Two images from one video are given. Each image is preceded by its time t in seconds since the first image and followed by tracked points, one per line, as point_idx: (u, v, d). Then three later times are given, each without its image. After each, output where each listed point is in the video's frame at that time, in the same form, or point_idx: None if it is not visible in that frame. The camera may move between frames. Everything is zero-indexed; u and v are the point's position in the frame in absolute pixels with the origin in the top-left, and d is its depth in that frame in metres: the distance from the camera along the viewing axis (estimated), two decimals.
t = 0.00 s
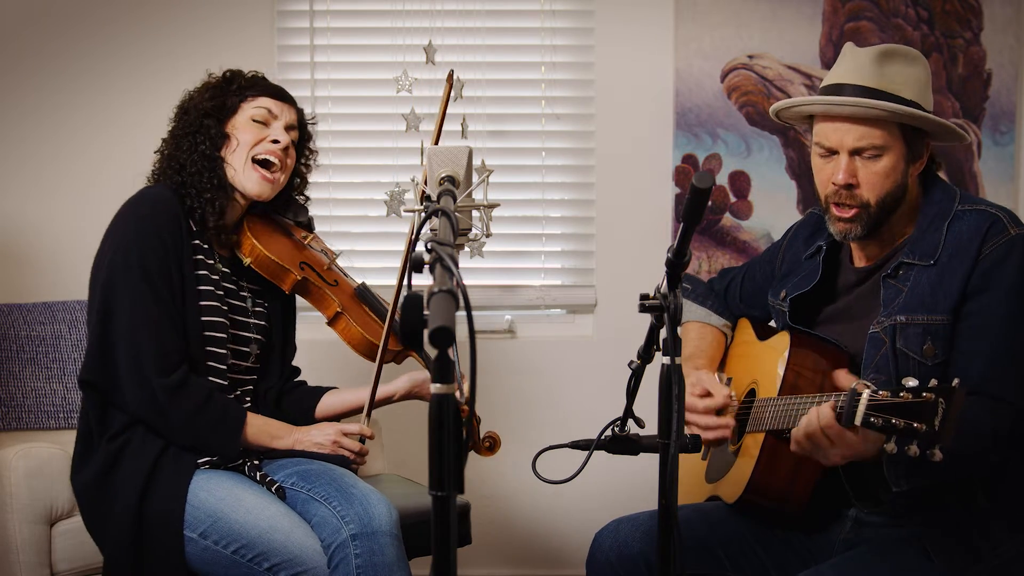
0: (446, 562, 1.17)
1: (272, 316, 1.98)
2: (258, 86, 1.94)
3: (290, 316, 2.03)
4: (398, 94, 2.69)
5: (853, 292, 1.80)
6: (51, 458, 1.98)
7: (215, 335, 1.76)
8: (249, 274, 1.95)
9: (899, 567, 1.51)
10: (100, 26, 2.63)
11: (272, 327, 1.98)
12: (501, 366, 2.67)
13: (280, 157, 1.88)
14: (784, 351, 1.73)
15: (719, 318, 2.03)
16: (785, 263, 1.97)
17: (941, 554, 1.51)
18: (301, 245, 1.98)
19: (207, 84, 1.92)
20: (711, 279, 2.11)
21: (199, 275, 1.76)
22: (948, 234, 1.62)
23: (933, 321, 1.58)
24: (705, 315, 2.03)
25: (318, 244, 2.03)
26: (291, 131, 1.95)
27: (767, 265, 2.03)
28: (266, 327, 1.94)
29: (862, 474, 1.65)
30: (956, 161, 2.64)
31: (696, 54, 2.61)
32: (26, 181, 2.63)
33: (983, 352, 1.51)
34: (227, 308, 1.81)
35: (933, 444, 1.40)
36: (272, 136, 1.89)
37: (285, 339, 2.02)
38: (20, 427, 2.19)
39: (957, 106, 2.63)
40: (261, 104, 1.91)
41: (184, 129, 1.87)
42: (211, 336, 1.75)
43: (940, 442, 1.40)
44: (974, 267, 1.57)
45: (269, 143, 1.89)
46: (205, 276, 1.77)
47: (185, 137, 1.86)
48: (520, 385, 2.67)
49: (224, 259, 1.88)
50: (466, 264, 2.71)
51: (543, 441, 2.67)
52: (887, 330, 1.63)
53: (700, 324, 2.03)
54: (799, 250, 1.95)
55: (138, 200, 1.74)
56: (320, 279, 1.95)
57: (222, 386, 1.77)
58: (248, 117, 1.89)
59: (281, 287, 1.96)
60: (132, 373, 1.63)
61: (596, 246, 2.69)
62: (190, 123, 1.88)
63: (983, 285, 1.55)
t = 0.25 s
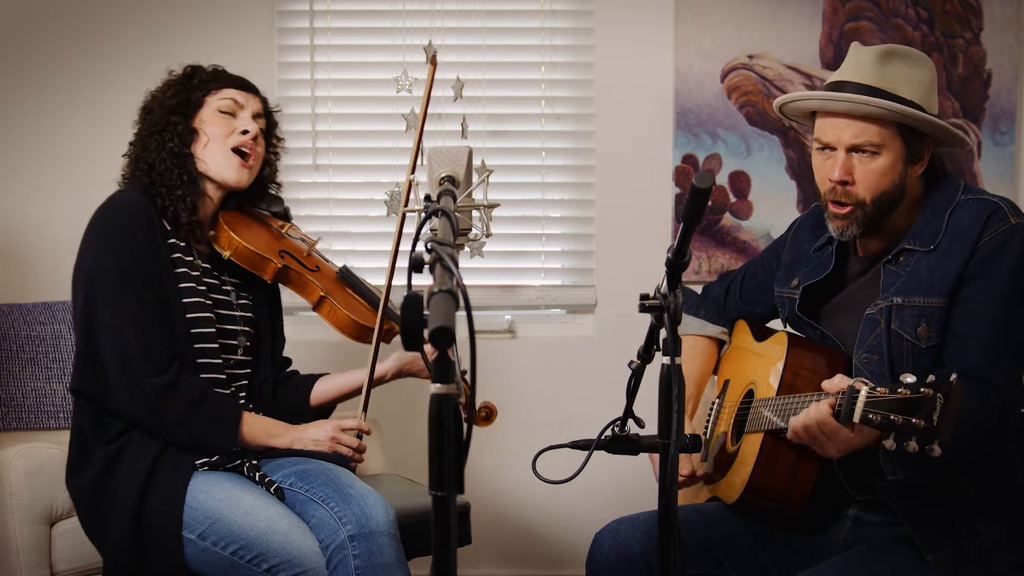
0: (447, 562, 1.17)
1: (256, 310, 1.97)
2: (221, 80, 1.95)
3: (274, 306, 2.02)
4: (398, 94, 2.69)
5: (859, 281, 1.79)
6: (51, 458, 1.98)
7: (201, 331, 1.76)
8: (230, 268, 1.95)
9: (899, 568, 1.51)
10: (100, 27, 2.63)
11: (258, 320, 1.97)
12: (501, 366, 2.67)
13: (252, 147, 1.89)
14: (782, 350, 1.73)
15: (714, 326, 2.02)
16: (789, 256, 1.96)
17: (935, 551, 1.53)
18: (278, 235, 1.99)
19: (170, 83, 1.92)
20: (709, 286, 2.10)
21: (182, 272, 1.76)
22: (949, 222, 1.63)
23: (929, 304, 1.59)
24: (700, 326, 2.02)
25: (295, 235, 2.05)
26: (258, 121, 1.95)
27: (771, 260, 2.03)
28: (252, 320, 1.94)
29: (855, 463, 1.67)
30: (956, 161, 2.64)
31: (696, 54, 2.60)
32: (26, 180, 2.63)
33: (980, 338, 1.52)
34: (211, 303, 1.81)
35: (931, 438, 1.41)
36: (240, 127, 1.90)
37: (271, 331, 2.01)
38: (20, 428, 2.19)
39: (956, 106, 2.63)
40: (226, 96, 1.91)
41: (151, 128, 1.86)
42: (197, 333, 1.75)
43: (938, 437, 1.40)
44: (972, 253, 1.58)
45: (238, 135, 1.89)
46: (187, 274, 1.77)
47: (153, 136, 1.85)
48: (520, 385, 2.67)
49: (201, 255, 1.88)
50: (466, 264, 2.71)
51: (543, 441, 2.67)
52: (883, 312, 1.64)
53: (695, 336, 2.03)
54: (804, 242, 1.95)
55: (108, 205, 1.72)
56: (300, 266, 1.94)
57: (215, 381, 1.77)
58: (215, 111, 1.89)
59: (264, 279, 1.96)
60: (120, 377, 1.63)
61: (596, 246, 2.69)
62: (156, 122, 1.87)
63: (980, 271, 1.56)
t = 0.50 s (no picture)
0: (447, 562, 1.17)
1: (241, 306, 1.95)
2: (193, 76, 1.91)
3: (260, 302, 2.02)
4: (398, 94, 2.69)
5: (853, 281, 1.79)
6: (52, 458, 1.98)
7: (185, 333, 1.75)
8: (208, 263, 1.92)
9: (900, 568, 1.52)
10: (99, 27, 2.64)
11: (243, 314, 1.96)
12: (501, 366, 2.67)
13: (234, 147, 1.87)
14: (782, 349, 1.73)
15: (714, 322, 2.03)
16: (786, 257, 1.96)
17: (933, 549, 1.53)
18: (254, 228, 1.98)
19: (141, 80, 1.87)
20: (711, 287, 2.11)
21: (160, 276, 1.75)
22: (945, 217, 1.63)
23: (926, 300, 1.59)
24: (699, 320, 2.03)
25: (270, 226, 2.03)
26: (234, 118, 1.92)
27: (769, 262, 2.03)
28: (236, 315, 1.93)
29: (859, 454, 1.63)
30: (956, 160, 2.64)
31: (696, 54, 2.60)
32: (26, 180, 2.63)
33: (976, 333, 1.52)
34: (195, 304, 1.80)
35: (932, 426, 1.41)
36: (220, 127, 1.86)
37: (256, 327, 2.00)
38: (20, 428, 2.19)
39: (957, 105, 2.63)
40: (202, 94, 1.88)
41: (126, 128, 1.82)
42: (181, 334, 1.75)
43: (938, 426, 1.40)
44: (968, 249, 1.58)
45: (217, 135, 1.86)
46: (165, 277, 1.76)
47: (128, 137, 1.81)
48: (520, 385, 2.67)
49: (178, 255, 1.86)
50: (465, 264, 2.71)
51: (543, 441, 2.67)
52: (881, 309, 1.64)
53: (694, 330, 2.03)
54: (800, 245, 1.94)
55: (78, 217, 1.70)
56: (279, 258, 1.94)
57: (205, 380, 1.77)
58: (192, 110, 1.86)
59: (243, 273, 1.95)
60: (104, 386, 1.62)
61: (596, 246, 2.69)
62: (131, 122, 1.82)
63: (976, 266, 1.56)
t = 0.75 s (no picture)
0: (447, 562, 1.17)
1: (231, 303, 1.95)
2: (166, 73, 1.89)
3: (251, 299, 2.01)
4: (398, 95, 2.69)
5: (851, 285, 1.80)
6: (52, 458, 1.98)
7: (177, 333, 1.76)
8: (197, 262, 1.92)
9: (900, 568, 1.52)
10: (99, 27, 2.64)
11: (234, 311, 1.96)
12: (501, 366, 2.67)
13: (213, 143, 1.86)
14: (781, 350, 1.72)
15: (714, 326, 2.04)
16: (783, 259, 1.96)
17: (942, 561, 1.52)
18: (243, 225, 1.98)
19: (114, 83, 1.85)
20: (707, 287, 2.11)
21: (148, 279, 1.75)
22: (944, 228, 1.63)
23: (927, 312, 1.59)
24: (700, 325, 2.04)
25: (259, 221, 2.03)
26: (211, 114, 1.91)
27: (767, 262, 2.04)
28: (228, 313, 1.92)
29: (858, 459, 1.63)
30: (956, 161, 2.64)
31: (696, 54, 2.60)
32: (26, 180, 2.63)
33: (976, 345, 1.52)
34: (185, 305, 1.80)
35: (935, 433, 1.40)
36: (196, 124, 1.85)
37: (249, 324, 2.00)
38: (20, 428, 2.19)
39: (956, 106, 2.63)
40: (176, 92, 1.86)
41: (103, 134, 1.81)
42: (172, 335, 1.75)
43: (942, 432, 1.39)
44: (969, 259, 1.58)
45: (195, 132, 1.84)
46: (154, 279, 1.76)
47: (105, 143, 1.81)
48: (520, 385, 2.67)
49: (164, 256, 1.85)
50: (465, 264, 2.71)
51: (543, 441, 2.67)
52: (881, 321, 1.64)
53: (696, 336, 2.04)
54: (798, 248, 1.94)
55: (64, 225, 1.69)
56: (268, 255, 1.94)
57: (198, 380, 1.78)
58: (168, 108, 1.85)
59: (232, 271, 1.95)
60: (96, 392, 1.62)
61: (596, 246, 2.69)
62: (107, 127, 1.82)
63: (977, 277, 1.56)
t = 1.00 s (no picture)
0: (447, 562, 1.17)
1: (229, 304, 1.95)
2: (162, 73, 1.88)
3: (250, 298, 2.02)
4: (398, 95, 2.69)
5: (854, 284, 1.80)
6: (52, 458, 1.98)
7: (176, 335, 1.76)
8: (196, 262, 1.92)
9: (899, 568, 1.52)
10: (99, 27, 2.64)
11: (233, 312, 1.95)
12: (501, 366, 2.67)
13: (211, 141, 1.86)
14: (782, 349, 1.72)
15: (720, 305, 2.03)
16: (788, 253, 1.95)
17: (943, 564, 1.52)
18: (242, 224, 1.97)
19: (109, 83, 1.85)
20: (716, 267, 2.11)
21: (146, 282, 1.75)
22: (949, 228, 1.62)
23: (929, 315, 1.59)
24: (706, 301, 2.03)
25: (259, 218, 2.02)
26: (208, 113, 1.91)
27: (773, 253, 2.03)
28: (226, 312, 1.92)
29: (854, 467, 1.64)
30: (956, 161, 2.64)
31: (696, 54, 2.61)
32: (26, 180, 2.63)
33: (976, 351, 1.53)
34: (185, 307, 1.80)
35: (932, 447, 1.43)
36: (194, 123, 1.85)
37: (248, 325, 2.00)
38: (20, 428, 2.18)
39: (956, 106, 2.63)
40: (172, 91, 1.86)
41: (101, 134, 1.81)
42: (171, 337, 1.75)
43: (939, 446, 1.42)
44: (973, 263, 1.57)
45: (193, 131, 1.85)
46: (152, 282, 1.76)
47: (102, 144, 1.80)
48: (520, 385, 2.67)
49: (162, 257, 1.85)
50: (465, 264, 2.71)
51: (543, 441, 2.67)
52: (883, 323, 1.64)
53: (701, 311, 2.03)
54: (803, 242, 1.93)
55: (61, 229, 1.69)
56: (267, 255, 1.94)
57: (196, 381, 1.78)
58: (165, 108, 1.84)
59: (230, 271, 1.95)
60: (95, 396, 1.62)
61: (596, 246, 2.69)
62: (103, 127, 1.81)
63: (981, 281, 1.56)
